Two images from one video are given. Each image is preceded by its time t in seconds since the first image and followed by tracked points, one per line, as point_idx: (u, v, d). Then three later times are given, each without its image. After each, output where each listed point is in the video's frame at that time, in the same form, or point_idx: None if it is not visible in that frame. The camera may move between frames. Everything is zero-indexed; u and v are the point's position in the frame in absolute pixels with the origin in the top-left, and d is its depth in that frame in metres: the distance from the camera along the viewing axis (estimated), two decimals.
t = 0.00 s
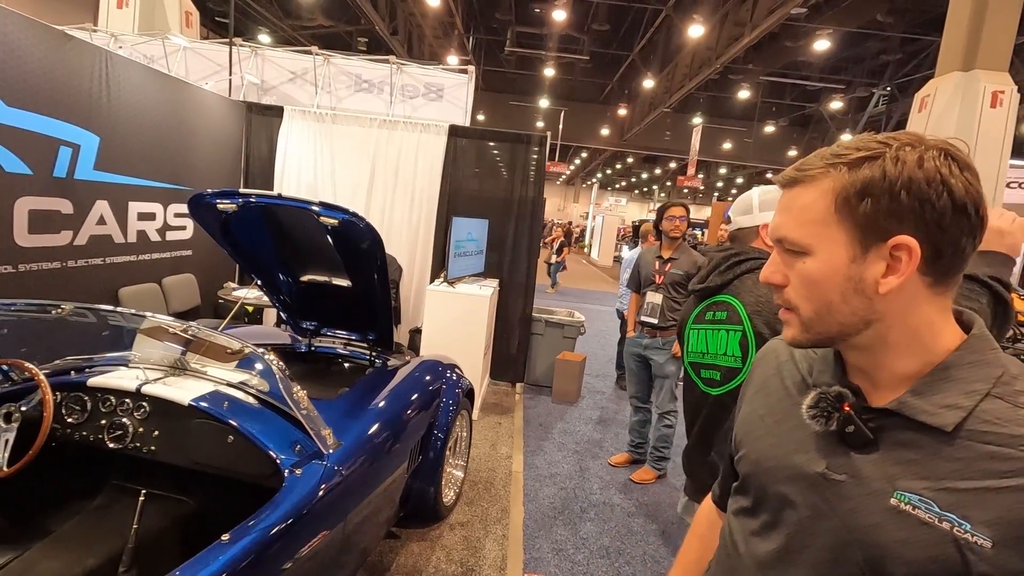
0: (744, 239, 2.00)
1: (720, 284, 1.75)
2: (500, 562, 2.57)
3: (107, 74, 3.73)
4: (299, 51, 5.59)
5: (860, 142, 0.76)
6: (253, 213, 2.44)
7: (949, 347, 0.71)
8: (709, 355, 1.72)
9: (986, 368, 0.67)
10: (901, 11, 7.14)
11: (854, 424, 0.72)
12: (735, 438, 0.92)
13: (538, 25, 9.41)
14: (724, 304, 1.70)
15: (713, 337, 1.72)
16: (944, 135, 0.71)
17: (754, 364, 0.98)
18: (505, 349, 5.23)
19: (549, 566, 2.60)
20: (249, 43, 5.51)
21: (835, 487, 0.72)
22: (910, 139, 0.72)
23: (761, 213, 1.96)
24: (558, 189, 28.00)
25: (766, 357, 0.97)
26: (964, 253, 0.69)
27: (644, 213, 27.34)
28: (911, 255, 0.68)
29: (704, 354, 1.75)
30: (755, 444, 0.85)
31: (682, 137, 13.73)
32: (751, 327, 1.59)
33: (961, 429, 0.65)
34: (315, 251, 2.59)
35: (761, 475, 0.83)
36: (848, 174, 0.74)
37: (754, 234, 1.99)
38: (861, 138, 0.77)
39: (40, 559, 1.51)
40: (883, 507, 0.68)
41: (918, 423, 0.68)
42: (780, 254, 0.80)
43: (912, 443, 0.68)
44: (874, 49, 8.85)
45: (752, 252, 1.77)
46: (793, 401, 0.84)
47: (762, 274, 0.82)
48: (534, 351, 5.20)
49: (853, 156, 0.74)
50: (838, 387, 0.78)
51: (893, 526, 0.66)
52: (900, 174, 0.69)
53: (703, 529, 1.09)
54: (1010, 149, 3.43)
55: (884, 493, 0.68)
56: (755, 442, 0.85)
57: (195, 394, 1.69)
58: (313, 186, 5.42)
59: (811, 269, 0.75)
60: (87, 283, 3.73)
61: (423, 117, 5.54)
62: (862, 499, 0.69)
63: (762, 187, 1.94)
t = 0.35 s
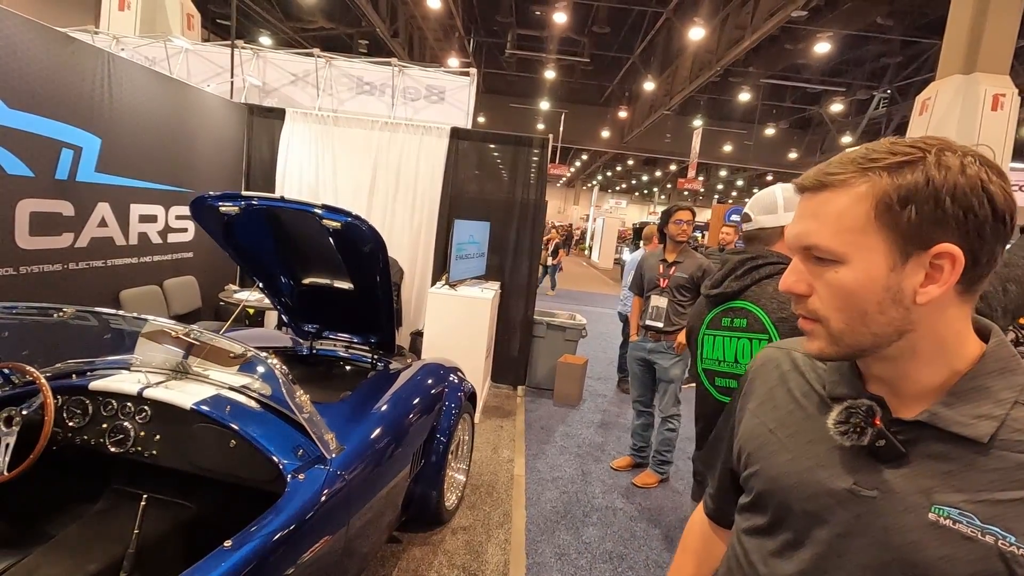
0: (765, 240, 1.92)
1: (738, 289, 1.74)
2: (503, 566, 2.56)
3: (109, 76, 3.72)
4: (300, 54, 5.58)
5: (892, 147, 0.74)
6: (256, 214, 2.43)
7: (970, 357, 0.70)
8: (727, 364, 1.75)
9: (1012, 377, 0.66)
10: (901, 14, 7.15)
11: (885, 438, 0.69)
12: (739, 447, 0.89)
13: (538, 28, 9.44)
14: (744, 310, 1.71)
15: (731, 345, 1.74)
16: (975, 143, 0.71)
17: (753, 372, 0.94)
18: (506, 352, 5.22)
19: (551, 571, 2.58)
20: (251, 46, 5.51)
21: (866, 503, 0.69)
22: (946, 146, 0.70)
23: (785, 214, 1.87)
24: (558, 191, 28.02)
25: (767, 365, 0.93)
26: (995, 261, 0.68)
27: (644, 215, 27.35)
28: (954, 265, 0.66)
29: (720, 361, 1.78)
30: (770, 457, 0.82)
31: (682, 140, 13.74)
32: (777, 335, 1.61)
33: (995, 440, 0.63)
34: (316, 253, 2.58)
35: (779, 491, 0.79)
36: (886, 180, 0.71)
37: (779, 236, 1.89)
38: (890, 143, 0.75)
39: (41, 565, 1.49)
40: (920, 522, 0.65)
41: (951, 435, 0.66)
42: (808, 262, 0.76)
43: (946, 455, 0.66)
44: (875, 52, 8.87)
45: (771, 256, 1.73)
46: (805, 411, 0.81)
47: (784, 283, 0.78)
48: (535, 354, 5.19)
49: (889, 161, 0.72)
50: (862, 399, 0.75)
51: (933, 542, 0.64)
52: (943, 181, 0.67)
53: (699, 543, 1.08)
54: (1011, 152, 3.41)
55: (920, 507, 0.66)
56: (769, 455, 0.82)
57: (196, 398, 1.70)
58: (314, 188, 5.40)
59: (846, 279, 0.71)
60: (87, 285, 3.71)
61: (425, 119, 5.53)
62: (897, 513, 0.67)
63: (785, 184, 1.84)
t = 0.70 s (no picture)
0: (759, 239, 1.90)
1: (729, 289, 1.74)
2: (504, 567, 2.55)
3: (118, 79, 3.77)
4: (306, 56, 5.61)
5: (898, 137, 0.71)
6: (260, 214, 2.43)
7: (960, 353, 0.70)
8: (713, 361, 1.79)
9: (1001, 371, 0.68)
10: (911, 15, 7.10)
11: (885, 438, 0.68)
12: (719, 446, 0.86)
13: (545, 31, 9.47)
14: (732, 310, 1.71)
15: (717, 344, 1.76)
16: (977, 138, 0.70)
17: (732, 372, 0.90)
18: (510, 353, 5.21)
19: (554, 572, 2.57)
20: (259, 48, 5.55)
21: (866, 504, 0.68)
22: (953, 138, 0.69)
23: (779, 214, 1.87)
24: (565, 194, 28.00)
25: (746, 360, 0.89)
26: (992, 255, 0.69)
27: (651, 218, 27.27)
28: (964, 260, 0.65)
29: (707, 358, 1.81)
30: (757, 457, 0.79)
31: (690, 142, 13.69)
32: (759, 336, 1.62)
33: (992, 436, 0.64)
34: (320, 254, 2.58)
35: (768, 492, 0.77)
36: (897, 171, 0.68)
37: (773, 235, 1.87)
38: (894, 133, 0.73)
39: (43, 560, 1.50)
40: (925, 521, 0.64)
41: (950, 431, 0.66)
42: (812, 256, 0.72)
43: (946, 452, 0.66)
44: (885, 54, 8.81)
45: (764, 256, 1.73)
46: (793, 411, 0.79)
47: (784, 279, 0.74)
48: (539, 355, 5.18)
49: (900, 152, 0.69)
50: (862, 399, 0.73)
51: (938, 542, 0.63)
52: (955, 174, 0.66)
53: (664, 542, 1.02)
54: None
55: (922, 506, 0.65)
56: (756, 454, 0.80)
57: (198, 397, 1.69)
58: (320, 190, 5.43)
59: (855, 274, 0.67)
60: (95, 285, 3.75)
61: (430, 121, 5.55)
62: (900, 512, 0.65)
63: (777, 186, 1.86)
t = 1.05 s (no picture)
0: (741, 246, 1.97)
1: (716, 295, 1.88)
2: (502, 567, 2.56)
3: (129, 84, 3.85)
4: (314, 60, 5.68)
5: (857, 140, 0.73)
6: (262, 216, 2.47)
7: (911, 354, 0.74)
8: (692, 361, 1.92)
9: (951, 373, 0.71)
10: (925, 14, 7.02)
11: (838, 440, 0.70)
12: (684, 446, 0.86)
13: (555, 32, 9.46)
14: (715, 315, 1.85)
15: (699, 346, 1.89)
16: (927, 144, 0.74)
17: (691, 370, 0.93)
18: (514, 355, 5.22)
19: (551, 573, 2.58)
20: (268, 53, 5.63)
21: (819, 504, 0.70)
22: (909, 144, 0.72)
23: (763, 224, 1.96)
24: (575, 196, 27.93)
25: (705, 365, 0.91)
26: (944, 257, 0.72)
27: (662, 220, 27.12)
28: (917, 262, 0.68)
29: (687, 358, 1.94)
30: (715, 458, 0.80)
31: (700, 143, 13.60)
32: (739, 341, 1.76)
33: (942, 436, 0.68)
34: (321, 256, 2.62)
35: (728, 493, 0.78)
36: (856, 177, 0.71)
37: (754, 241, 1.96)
38: (853, 136, 0.75)
39: (45, 553, 1.54)
40: (873, 520, 0.67)
41: (901, 432, 0.69)
42: (773, 259, 0.73)
43: (896, 453, 0.69)
44: (899, 54, 8.71)
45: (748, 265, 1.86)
46: (750, 412, 0.80)
47: (744, 282, 0.75)
48: (544, 357, 5.19)
49: (859, 156, 0.72)
50: (817, 400, 0.74)
51: (886, 541, 0.66)
52: (911, 180, 0.68)
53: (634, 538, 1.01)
54: None
55: (871, 505, 0.68)
56: (714, 456, 0.81)
57: (198, 396, 1.72)
58: (326, 192, 5.49)
59: (814, 278, 0.69)
60: (106, 286, 3.83)
61: (436, 124, 5.59)
62: (851, 512, 0.68)
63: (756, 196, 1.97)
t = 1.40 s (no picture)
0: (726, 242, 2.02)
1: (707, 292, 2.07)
2: (501, 562, 2.60)
3: (141, 88, 3.95)
4: (322, 63, 5.75)
5: (827, 136, 0.77)
6: (269, 217, 2.52)
7: (869, 338, 0.80)
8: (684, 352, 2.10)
9: (903, 357, 0.77)
10: (939, 14, 6.97)
11: (799, 418, 0.75)
12: (656, 423, 0.91)
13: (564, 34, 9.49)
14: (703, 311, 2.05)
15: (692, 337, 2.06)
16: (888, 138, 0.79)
17: (668, 353, 0.98)
18: (519, 355, 5.25)
19: (550, 568, 2.61)
20: (277, 56, 5.70)
21: (779, 478, 0.76)
22: (875, 140, 0.77)
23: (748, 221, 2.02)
24: (584, 197, 27.90)
25: (682, 347, 0.97)
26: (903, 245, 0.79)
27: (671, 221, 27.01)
28: (885, 251, 0.74)
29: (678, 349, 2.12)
30: (684, 437, 0.86)
31: (710, 144, 13.54)
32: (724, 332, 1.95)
33: (892, 414, 0.74)
34: (325, 257, 2.66)
35: (692, 469, 0.83)
36: (831, 170, 0.74)
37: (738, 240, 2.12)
38: (821, 133, 0.79)
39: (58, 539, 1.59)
40: (829, 493, 0.73)
41: (857, 410, 0.75)
42: (754, 251, 0.77)
43: (852, 431, 0.75)
44: (911, 54, 8.64)
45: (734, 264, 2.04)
46: (720, 393, 0.86)
47: (726, 273, 0.78)
48: (548, 357, 5.22)
49: (831, 151, 0.75)
50: (783, 381, 0.79)
51: (839, 514, 0.72)
52: (878, 173, 0.73)
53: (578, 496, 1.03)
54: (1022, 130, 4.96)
55: (828, 480, 0.73)
56: (684, 433, 0.86)
57: (203, 390, 1.78)
58: (334, 194, 5.58)
59: (794, 267, 0.73)
60: (118, 285, 3.92)
61: (442, 125, 5.65)
62: (808, 485, 0.74)
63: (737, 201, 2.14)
